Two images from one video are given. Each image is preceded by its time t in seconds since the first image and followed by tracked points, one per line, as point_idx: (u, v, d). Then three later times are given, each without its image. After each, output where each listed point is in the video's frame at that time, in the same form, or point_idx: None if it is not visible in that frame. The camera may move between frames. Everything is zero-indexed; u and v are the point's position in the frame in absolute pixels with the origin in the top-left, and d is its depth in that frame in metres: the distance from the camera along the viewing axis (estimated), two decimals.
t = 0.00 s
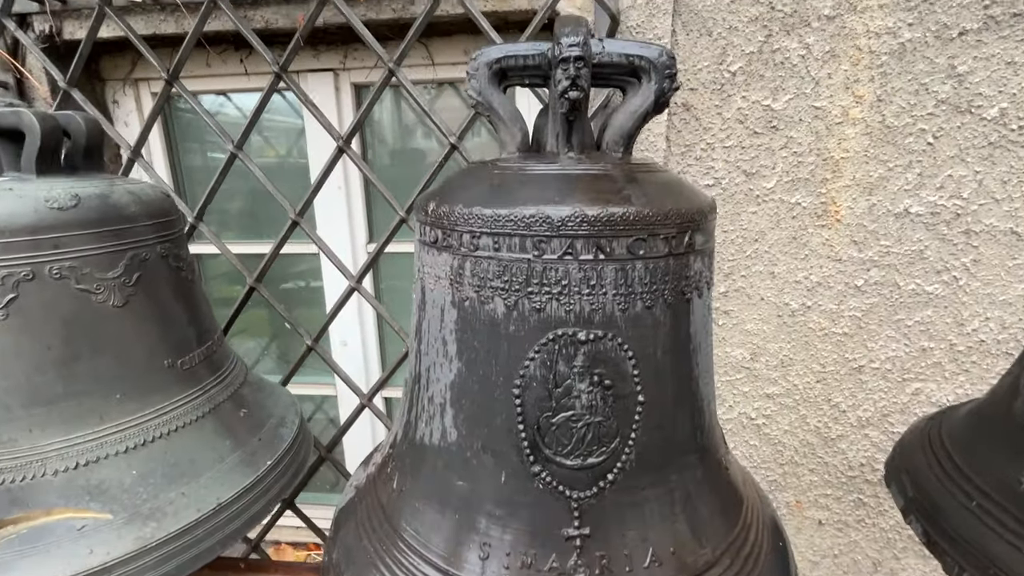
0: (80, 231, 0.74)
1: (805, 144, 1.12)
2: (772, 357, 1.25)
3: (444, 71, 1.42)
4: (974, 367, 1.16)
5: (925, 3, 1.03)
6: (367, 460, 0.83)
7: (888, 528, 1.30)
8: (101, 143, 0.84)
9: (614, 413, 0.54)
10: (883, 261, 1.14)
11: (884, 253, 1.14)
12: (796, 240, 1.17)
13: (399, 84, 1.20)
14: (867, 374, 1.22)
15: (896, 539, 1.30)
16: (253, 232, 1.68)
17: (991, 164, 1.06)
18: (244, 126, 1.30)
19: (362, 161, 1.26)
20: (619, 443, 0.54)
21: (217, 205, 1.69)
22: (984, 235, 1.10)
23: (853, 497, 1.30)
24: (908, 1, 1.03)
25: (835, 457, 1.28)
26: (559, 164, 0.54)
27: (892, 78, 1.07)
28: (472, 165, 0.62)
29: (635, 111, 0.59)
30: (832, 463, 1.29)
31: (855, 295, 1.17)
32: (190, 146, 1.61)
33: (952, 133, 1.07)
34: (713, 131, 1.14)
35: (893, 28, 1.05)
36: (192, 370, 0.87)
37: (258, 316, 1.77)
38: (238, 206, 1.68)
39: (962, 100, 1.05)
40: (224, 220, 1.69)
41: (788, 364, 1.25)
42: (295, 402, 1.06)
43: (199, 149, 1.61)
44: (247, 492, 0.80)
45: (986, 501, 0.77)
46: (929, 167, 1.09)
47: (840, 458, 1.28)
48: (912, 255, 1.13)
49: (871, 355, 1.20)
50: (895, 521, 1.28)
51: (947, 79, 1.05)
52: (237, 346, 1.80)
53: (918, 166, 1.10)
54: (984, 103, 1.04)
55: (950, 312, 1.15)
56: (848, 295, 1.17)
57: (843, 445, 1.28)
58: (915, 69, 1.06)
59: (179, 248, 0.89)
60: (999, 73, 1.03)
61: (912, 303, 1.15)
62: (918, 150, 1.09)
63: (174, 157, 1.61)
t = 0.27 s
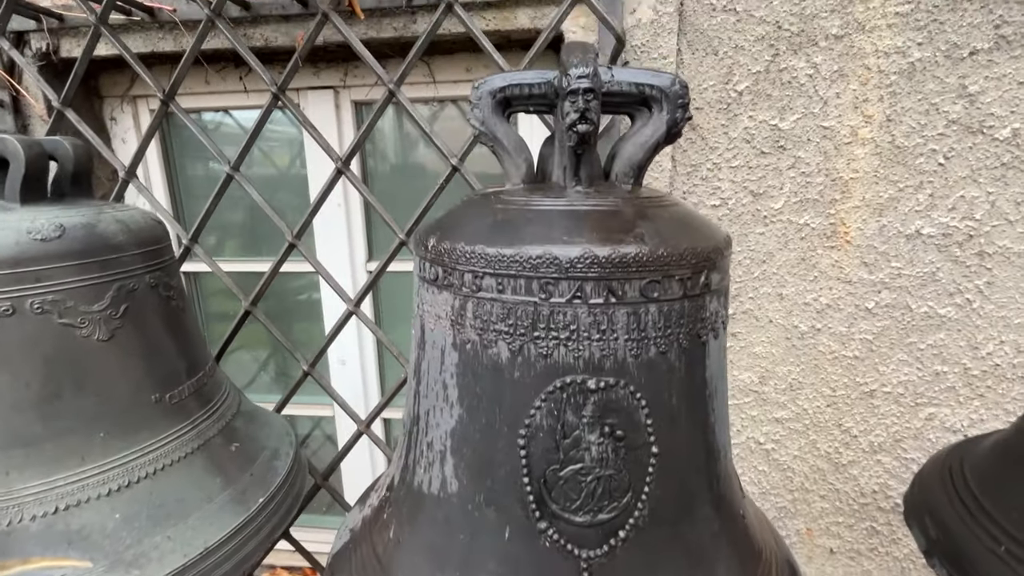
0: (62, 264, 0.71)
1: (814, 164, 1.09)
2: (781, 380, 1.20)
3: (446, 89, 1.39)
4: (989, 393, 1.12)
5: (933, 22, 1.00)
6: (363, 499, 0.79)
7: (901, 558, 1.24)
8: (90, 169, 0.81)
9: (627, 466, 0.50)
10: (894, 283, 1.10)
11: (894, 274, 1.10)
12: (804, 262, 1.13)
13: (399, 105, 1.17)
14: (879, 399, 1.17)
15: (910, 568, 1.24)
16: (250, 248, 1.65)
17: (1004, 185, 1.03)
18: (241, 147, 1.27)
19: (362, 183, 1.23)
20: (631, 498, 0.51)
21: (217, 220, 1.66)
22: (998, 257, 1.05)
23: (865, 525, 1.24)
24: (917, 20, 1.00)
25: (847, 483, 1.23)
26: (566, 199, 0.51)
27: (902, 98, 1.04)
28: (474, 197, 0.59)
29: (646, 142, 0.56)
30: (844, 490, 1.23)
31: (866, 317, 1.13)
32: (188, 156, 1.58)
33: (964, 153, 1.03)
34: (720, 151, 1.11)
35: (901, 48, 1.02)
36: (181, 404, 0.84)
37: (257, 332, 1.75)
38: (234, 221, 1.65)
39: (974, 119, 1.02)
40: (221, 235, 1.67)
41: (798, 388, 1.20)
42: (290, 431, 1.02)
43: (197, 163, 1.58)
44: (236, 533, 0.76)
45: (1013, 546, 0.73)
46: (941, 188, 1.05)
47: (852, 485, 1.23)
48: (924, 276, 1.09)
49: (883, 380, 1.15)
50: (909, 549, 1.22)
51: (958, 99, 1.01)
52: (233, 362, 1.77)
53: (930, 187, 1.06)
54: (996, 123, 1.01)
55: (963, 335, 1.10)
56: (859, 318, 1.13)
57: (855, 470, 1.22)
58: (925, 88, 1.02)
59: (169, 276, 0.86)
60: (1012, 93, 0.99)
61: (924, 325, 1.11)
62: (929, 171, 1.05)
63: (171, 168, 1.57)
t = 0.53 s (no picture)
0: (59, 303, 0.69)
1: (821, 188, 1.07)
2: (790, 406, 1.18)
3: (450, 111, 1.39)
4: (1002, 419, 1.09)
5: (940, 47, 0.99)
6: (366, 541, 0.77)
7: None
8: (89, 201, 0.79)
9: (643, 523, 0.48)
10: (904, 307, 1.08)
11: (904, 299, 1.08)
12: (813, 286, 1.11)
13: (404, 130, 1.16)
14: (890, 425, 1.14)
15: None
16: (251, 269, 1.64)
17: (1014, 209, 1.01)
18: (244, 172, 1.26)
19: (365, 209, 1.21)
20: (648, 557, 0.49)
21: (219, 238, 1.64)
22: (1009, 281, 1.03)
23: (877, 553, 1.21)
24: (923, 44, 0.99)
25: (858, 510, 1.20)
26: (579, 245, 0.49)
27: (910, 123, 1.02)
28: (483, 236, 0.57)
29: (659, 184, 0.54)
30: (856, 517, 1.20)
31: (876, 342, 1.11)
32: (189, 170, 1.56)
33: (973, 177, 1.01)
34: (726, 175, 1.09)
35: (908, 72, 1.00)
36: (180, 441, 0.82)
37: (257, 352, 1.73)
38: (235, 240, 1.64)
39: (982, 144, 1.00)
40: (221, 255, 1.65)
41: (807, 413, 1.17)
42: (290, 462, 1.00)
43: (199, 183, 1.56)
44: None
45: None
46: (950, 212, 1.03)
47: (864, 512, 1.20)
48: (934, 301, 1.07)
49: (893, 405, 1.13)
50: None
51: (966, 124, 1.00)
52: (232, 382, 1.75)
53: (939, 212, 1.04)
54: (1005, 148, 0.99)
55: (974, 360, 1.08)
56: (868, 342, 1.10)
57: (866, 497, 1.19)
58: (933, 113, 1.01)
59: (169, 309, 0.85)
60: (1021, 118, 0.98)
61: (935, 350, 1.09)
62: (937, 196, 1.03)
63: (173, 182, 1.55)
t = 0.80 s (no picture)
0: (47, 315, 0.68)
1: (823, 195, 1.06)
2: (792, 414, 1.16)
3: (449, 116, 1.37)
4: (1006, 427, 1.07)
5: (943, 53, 0.97)
6: (363, 558, 0.75)
7: None
8: (81, 210, 0.78)
9: (650, 547, 0.46)
10: (907, 314, 1.07)
11: (907, 306, 1.07)
12: (815, 293, 1.10)
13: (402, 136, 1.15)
14: (893, 433, 1.13)
15: None
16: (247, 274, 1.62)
17: (1017, 216, 1.00)
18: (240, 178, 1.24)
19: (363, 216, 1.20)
20: None
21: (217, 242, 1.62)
22: (1013, 289, 1.02)
23: (881, 563, 1.19)
24: (926, 50, 0.98)
25: (861, 520, 1.18)
26: (584, 257, 0.47)
27: (913, 129, 1.01)
28: (485, 247, 0.55)
29: (665, 195, 0.53)
30: (859, 526, 1.19)
31: (878, 349, 1.09)
32: (186, 174, 1.54)
33: (976, 183, 1.00)
34: (728, 181, 1.08)
35: (911, 79, 0.99)
36: (172, 455, 0.80)
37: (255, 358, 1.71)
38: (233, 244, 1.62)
39: (986, 150, 0.99)
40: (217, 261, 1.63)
41: (809, 421, 1.16)
42: (286, 473, 0.98)
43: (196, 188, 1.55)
44: None
45: None
46: (953, 219, 1.02)
47: (867, 521, 1.18)
48: (937, 308, 1.05)
49: (896, 413, 1.11)
50: None
51: (969, 130, 0.99)
52: (229, 388, 1.73)
53: (942, 218, 1.03)
54: (1008, 154, 0.98)
55: (978, 368, 1.06)
56: (871, 350, 1.09)
57: (869, 506, 1.17)
58: (936, 119, 1.00)
59: (161, 319, 0.83)
60: None
61: (939, 358, 1.07)
62: (941, 202, 1.02)
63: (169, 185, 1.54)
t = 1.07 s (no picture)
0: (36, 314, 0.67)
1: (821, 193, 1.05)
2: (789, 413, 1.16)
3: (446, 113, 1.36)
4: (1002, 426, 1.07)
5: (942, 52, 0.97)
6: (358, 559, 0.74)
7: None
8: (71, 208, 0.77)
9: (649, 549, 0.46)
10: (904, 313, 1.06)
11: (904, 305, 1.06)
12: (813, 291, 1.09)
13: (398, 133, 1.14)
14: (890, 432, 1.12)
15: None
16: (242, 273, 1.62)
17: (1015, 215, 0.99)
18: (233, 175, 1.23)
19: (358, 214, 1.19)
20: None
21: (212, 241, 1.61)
22: (1010, 288, 1.01)
23: (878, 562, 1.19)
24: (924, 49, 0.97)
25: (857, 518, 1.18)
26: (581, 255, 0.47)
27: (911, 127, 1.00)
28: (482, 245, 0.55)
29: (665, 192, 0.52)
30: (856, 525, 1.18)
31: (876, 348, 1.09)
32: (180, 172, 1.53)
33: (974, 182, 1.00)
34: (726, 179, 1.07)
35: (909, 77, 0.99)
36: (164, 455, 0.79)
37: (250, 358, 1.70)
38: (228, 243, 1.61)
39: (983, 149, 0.98)
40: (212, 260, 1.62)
41: (806, 420, 1.15)
42: (280, 474, 0.98)
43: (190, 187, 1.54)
44: None
45: None
46: (951, 218, 1.01)
47: (864, 520, 1.17)
48: (935, 307, 1.05)
49: (893, 412, 1.11)
50: None
51: (966, 129, 0.98)
52: (224, 388, 1.72)
53: (940, 217, 1.02)
54: (1006, 153, 0.97)
55: (975, 367, 1.06)
56: (869, 349, 1.08)
57: (866, 505, 1.17)
58: (934, 118, 0.99)
59: (153, 318, 0.82)
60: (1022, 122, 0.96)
61: (936, 357, 1.07)
62: (938, 201, 1.01)
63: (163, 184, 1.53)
